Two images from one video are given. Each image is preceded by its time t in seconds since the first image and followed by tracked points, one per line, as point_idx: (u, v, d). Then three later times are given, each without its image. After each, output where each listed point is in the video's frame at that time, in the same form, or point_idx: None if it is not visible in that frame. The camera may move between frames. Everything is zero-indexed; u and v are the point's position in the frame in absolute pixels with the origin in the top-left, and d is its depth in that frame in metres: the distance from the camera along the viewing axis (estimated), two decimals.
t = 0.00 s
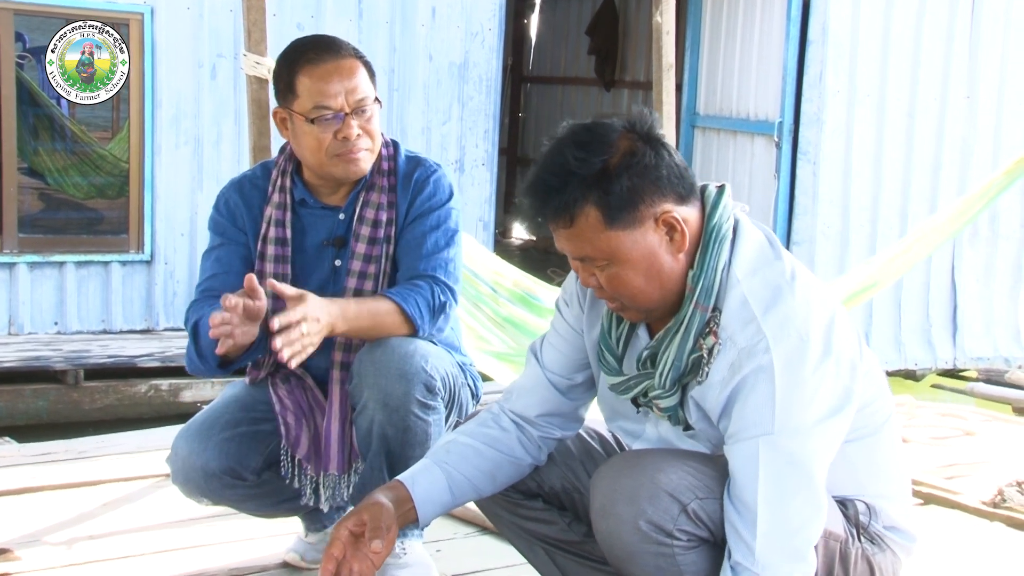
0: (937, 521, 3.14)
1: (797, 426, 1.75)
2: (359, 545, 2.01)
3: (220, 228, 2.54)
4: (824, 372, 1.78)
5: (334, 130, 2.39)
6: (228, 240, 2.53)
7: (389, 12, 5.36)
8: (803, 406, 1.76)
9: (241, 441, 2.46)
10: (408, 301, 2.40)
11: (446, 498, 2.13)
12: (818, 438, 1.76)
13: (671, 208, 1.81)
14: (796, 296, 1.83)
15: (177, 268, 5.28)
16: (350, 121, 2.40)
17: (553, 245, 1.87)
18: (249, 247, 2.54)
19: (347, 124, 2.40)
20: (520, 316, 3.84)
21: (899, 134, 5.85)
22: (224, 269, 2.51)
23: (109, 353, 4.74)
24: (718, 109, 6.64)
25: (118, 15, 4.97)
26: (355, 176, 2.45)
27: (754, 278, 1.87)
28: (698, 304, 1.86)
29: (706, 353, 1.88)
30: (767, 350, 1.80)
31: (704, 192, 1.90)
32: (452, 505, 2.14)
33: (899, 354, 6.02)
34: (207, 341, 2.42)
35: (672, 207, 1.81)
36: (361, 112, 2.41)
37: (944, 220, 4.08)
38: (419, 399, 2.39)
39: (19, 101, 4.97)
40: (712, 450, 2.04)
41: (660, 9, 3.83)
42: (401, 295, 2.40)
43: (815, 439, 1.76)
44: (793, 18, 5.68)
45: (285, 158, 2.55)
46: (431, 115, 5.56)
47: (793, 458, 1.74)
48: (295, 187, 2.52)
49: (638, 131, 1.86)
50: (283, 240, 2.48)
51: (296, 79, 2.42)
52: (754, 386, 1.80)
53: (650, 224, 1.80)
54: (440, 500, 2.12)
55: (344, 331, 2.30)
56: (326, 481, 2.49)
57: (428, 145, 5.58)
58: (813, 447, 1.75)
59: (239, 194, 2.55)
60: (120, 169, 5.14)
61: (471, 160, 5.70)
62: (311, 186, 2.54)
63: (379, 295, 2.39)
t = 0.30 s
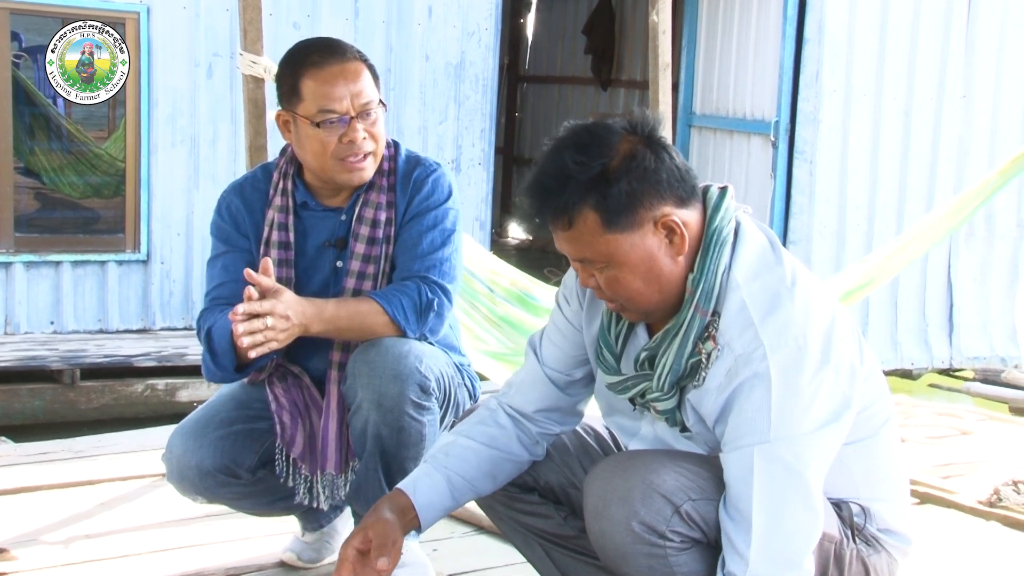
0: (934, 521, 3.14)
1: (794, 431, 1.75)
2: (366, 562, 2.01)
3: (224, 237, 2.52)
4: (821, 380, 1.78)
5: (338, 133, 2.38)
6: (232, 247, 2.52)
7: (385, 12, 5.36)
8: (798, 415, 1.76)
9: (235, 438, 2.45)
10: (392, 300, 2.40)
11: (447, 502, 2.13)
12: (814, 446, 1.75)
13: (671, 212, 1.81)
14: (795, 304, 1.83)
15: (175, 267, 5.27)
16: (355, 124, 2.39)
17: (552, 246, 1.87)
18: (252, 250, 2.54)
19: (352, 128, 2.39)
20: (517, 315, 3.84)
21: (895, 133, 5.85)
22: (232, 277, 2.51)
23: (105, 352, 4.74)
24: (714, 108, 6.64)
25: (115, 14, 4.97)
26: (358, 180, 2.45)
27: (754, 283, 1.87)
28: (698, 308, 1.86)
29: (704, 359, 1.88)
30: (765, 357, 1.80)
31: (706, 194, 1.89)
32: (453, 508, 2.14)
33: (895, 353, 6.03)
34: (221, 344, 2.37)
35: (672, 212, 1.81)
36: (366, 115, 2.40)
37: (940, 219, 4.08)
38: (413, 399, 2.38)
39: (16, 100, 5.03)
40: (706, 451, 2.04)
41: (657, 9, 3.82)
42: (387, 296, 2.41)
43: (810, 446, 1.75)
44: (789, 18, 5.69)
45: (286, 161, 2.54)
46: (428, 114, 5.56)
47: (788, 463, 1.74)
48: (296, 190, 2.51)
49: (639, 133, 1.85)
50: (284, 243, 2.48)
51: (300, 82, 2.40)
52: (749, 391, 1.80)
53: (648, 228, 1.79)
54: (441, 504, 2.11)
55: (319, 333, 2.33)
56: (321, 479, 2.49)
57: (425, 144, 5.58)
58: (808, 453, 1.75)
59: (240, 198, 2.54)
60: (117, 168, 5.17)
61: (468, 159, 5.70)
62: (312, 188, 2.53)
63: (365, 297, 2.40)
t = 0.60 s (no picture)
0: (932, 517, 3.14)
1: (775, 368, 1.67)
2: None
3: (225, 240, 2.53)
4: (796, 318, 1.70)
5: (340, 135, 2.38)
6: (231, 251, 2.52)
7: (383, 9, 5.37)
8: (779, 349, 1.68)
9: (235, 437, 2.45)
10: (393, 300, 2.40)
11: None
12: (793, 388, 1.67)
13: (639, 187, 1.73)
14: (764, 254, 1.77)
15: (172, 263, 5.27)
16: (358, 126, 2.38)
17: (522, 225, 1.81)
18: (251, 254, 2.53)
19: (354, 130, 2.38)
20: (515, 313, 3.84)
21: (893, 130, 5.85)
22: (233, 282, 2.50)
23: (103, 349, 4.75)
24: (712, 106, 6.64)
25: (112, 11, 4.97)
26: (360, 180, 2.44)
27: (727, 238, 1.82)
28: (676, 274, 1.79)
29: (691, 319, 1.81)
30: (748, 295, 1.73)
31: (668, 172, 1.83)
32: None
33: (893, 350, 6.03)
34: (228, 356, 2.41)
35: (640, 187, 1.73)
36: (369, 117, 2.40)
37: (938, 216, 4.08)
38: (414, 398, 2.38)
39: (13, 97, 5.02)
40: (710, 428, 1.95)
41: (655, 5, 3.82)
42: (388, 296, 2.40)
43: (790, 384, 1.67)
44: (787, 15, 5.71)
45: (286, 161, 2.53)
46: (426, 111, 5.56)
47: (767, 389, 1.67)
48: (297, 191, 2.51)
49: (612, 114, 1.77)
50: (285, 244, 2.48)
51: (302, 83, 2.40)
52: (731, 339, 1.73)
53: (615, 202, 1.72)
54: None
55: (317, 331, 2.33)
56: (322, 478, 2.49)
57: (423, 141, 5.58)
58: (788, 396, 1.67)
59: (240, 200, 2.54)
60: (115, 166, 5.17)
61: (466, 156, 5.69)
62: (313, 188, 2.53)
63: (366, 297, 2.39)
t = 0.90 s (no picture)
0: (930, 514, 3.15)
1: (707, 281, 1.62)
2: None
3: (222, 246, 2.52)
4: (729, 245, 1.67)
5: (335, 137, 2.37)
6: (224, 259, 2.52)
7: (381, 6, 5.36)
8: (710, 259, 1.64)
9: (233, 431, 2.45)
10: (393, 300, 2.40)
11: None
12: (723, 291, 1.62)
13: (573, 165, 1.72)
14: (695, 202, 1.75)
15: (170, 261, 5.27)
16: (352, 127, 2.38)
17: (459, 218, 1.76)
18: (247, 259, 2.53)
19: (348, 131, 2.37)
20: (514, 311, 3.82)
21: (890, 128, 5.86)
22: (226, 289, 2.51)
23: (101, 346, 4.75)
24: (710, 102, 6.65)
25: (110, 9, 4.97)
26: (356, 180, 2.44)
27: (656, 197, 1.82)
28: (614, 238, 1.74)
29: (632, 273, 1.73)
30: (680, 222, 1.71)
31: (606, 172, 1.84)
32: None
33: (890, 347, 6.05)
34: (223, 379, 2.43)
35: (574, 165, 1.72)
36: (363, 118, 2.39)
37: (936, 213, 4.08)
38: (414, 395, 2.38)
39: (12, 95, 5.12)
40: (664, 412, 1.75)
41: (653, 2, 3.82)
42: (387, 295, 2.40)
43: (721, 291, 1.62)
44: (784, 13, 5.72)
45: (283, 161, 2.53)
46: (424, 108, 5.55)
47: (691, 292, 1.60)
48: (293, 191, 2.50)
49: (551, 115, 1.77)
50: (282, 245, 2.47)
51: (297, 84, 2.39)
52: (662, 267, 1.67)
53: (549, 174, 1.69)
54: None
55: (322, 334, 2.30)
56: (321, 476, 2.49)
57: (421, 139, 5.57)
58: (721, 302, 1.61)
59: (236, 201, 2.53)
60: (112, 162, 5.23)
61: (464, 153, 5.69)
62: (309, 188, 2.52)
63: (367, 300, 2.38)
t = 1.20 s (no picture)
0: (926, 506, 3.16)
1: (655, 310, 1.71)
2: None
3: (220, 238, 2.52)
4: (689, 257, 1.75)
5: (326, 130, 2.37)
6: (222, 249, 2.52)
7: None
8: (661, 289, 1.72)
9: (231, 422, 2.45)
10: (391, 293, 2.39)
11: None
12: (671, 320, 1.72)
13: (549, 164, 1.81)
14: (663, 202, 1.82)
15: (168, 254, 5.27)
16: (343, 120, 2.37)
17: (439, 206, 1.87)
18: (244, 250, 2.53)
19: (340, 124, 2.37)
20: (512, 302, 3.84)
21: (889, 120, 5.85)
22: (223, 280, 2.51)
23: (98, 339, 4.76)
24: (709, 94, 6.63)
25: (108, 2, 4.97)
26: (349, 173, 2.44)
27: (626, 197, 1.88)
28: (576, 239, 1.81)
29: (586, 274, 1.81)
30: (643, 229, 1.77)
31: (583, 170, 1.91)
32: None
33: (888, 339, 6.03)
34: (219, 375, 2.47)
35: (551, 164, 1.81)
36: (355, 111, 2.39)
37: (935, 205, 4.07)
38: (411, 386, 2.37)
39: (8, 86, 5.11)
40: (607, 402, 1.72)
41: None
42: (384, 288, 2.39)
43: (667, 322, 1.71)
44: (783, 4, 5.71)
45: (279, 153, 2.53)
46: (422, 100, 5.55)
47: (637, 332, 1.70)
48: (289, 183, 2.51)
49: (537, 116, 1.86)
50: (278, 237, 2.47)
51: (289, 77, 2.38)
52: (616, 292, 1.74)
53: (525, 171, 1.79)
54: None
55: (321, 328, 2.30)
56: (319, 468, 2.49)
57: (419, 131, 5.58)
58: (666, 328, 1.71)
59: (233, 192, 2.53)
60: (109, 157, 5.24)
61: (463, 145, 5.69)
62: (305, 180, 2.52)
63: (364, 292, 2.38)
